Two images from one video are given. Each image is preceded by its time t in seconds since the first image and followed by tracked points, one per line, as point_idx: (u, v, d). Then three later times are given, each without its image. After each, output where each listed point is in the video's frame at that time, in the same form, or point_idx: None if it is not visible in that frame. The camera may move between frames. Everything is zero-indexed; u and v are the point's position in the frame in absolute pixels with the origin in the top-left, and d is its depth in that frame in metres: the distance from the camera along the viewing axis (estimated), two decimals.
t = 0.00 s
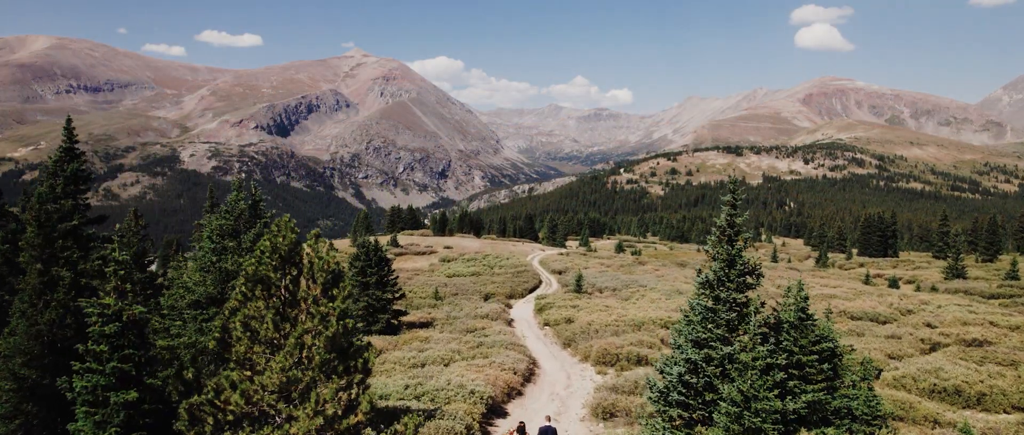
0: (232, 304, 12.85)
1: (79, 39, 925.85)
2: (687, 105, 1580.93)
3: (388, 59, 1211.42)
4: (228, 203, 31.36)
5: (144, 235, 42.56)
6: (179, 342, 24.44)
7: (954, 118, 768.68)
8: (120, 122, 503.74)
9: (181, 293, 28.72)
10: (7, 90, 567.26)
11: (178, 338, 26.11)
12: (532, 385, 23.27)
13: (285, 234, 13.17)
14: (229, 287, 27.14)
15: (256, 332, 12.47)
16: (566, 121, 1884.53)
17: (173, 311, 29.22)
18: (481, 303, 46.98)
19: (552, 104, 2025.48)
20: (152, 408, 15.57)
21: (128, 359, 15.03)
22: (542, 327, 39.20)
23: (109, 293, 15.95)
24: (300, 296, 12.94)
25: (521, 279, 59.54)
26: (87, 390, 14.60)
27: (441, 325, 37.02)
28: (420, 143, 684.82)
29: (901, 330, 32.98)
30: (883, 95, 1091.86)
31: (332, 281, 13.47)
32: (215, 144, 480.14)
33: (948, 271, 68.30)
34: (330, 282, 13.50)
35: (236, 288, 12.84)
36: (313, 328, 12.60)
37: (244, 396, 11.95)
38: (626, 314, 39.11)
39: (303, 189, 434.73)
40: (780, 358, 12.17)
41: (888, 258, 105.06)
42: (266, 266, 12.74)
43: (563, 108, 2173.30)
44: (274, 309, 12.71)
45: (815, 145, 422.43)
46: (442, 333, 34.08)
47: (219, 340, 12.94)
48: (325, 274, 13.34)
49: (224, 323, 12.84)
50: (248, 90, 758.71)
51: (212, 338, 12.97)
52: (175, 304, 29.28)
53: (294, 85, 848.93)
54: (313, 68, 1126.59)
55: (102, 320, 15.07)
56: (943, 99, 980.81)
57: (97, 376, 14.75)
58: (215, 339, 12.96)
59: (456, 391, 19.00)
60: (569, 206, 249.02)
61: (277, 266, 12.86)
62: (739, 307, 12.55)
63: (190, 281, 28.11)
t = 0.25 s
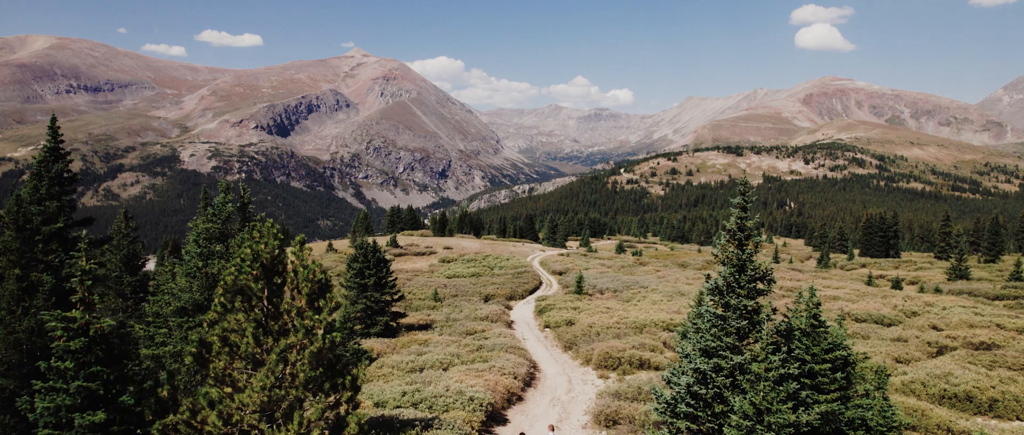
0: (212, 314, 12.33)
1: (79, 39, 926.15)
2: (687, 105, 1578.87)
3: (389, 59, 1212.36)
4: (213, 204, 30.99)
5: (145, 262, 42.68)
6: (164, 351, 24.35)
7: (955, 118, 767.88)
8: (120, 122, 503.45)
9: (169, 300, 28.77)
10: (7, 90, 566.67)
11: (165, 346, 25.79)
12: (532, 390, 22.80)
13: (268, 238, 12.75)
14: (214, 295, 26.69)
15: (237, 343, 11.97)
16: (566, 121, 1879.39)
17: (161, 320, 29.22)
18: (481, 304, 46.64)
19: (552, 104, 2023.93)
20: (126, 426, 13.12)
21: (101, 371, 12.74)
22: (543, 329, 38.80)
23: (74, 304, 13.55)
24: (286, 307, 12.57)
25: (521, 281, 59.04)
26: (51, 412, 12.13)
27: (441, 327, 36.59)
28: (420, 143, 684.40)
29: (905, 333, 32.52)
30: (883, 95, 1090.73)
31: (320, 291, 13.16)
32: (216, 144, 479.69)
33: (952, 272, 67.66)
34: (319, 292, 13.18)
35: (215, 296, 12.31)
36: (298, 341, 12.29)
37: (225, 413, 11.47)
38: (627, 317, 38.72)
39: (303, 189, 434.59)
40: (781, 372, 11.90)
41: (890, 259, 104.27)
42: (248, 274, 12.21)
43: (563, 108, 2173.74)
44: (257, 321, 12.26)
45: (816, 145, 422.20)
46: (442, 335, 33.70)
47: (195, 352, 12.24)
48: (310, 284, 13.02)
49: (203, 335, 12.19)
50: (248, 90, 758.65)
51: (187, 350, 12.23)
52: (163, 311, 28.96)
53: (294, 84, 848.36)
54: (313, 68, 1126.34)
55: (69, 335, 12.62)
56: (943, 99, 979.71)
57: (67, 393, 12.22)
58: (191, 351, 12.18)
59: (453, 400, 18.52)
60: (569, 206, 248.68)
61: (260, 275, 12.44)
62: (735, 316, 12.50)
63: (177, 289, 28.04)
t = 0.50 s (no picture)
0: (189, 326, 11.59)
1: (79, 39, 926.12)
2: (687, 105, 1578.78)
3: (389, 60, 1212.03)
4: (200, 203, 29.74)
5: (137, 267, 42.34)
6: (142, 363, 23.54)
7: (955, 118, 767.90)
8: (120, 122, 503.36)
9: (154, 307, 27.96)
10: (6, 90, 565.86)
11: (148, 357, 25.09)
12: (533, 395, 22.28)
13: (250, 237, 11.99)
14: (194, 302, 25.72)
15: (214, 359, 11.29)
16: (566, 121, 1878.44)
17: (144, 328, 28.37)
18: (481, 306, 46.11)
19: (552, 104, 2023.93)
20: None
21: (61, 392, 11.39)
22: (543, 332, 38.34)
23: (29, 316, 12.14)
24: (268, 320, 11.80)
25: (521, 282, 58.49)
26: None
27: (440, 330, 36.09)
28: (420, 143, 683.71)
29: (911, 336, 32.09)
30: (883, 95, 1090.30)
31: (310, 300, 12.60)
32: (215, 144, 479.27)
33: (955, 274, 67.13)
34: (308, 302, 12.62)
35: (191, 309, 11.58)
36: (279, 357, 11.57)
37: (203, 434, 10.77)
38: (629, 319, 38.26)
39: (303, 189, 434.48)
40: (792, 386, 11.53)
41: (892, 260, 103.60)
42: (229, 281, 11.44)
43: (563, 108, 2175.02)
44: (238, 334, 11.51)
45: (816, 145, 421.89)
46: (441, 338, 33.10)
47: (169, 368, 11.44)
48: (293, 293, 12.23)
49: (180, 347, 11.40)
50: (248, 90, 758.72)
51: (160, 367, 11.49)
52: (149, 318, 28.23)
53: (294, 85, 847.64)
54: (313, 68, 1125.90)
55: (24, 356, 11.46)
56: (943, 100, 980.02)
57: (21, 417, 11.06)
58: (162, 370, 11.41)
59: (453, 407, 18.03)
60: (570, 206, 248.25)
61: (239, 282, 11.64)
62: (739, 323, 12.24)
63: (163, 295, 27.24)
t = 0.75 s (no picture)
0: (156, 345, 10.96)
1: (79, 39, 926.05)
2: (687, 106, 1579.20)
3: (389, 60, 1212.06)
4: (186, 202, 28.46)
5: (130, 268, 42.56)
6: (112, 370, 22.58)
7: (955, 118, 768.33)
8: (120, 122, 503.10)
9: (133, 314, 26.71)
10: (6, 90, 565.58)
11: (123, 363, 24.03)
12: (533, 401, 21.80)
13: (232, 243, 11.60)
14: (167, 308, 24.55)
15: (184, 380, 10.84)
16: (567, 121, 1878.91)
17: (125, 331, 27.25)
18: (481, 307, 45.68)
19: (552, 104, 2024.11)
20: None
21: (11, 417, 10.65)
22: (544, 334, 37.92)
23: None
24: (245, 338, 11.26)
25: (521, 283, 57.92)
26: None
27: (439, 333, 35.50)
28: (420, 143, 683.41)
29: (918, 339, 31.59)
30: (883, 95, 1090.81)
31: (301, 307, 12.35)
32: (216, 144, 478.99)
33: (958, 275, 66.66)
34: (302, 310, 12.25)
35: (162, 322, 11.08)
36: (258, 379, 11.00)
37: None
38: (633, 321, 37.79)
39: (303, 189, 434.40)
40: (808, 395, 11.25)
41: (894, 261, 103.01)
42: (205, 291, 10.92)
43: (563, 108, 2174.93)
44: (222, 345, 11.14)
45: (816, 145, 421.61)
46: (440, 341, 32.70)
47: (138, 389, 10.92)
48: (272, 310, 11.71)
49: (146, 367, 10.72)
50: (248, 90, 758.32)
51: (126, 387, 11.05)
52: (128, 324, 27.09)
53: (294, 85, 847.22)
54: (313, 68, 1125.82)
55: None
56: (943, 100, 980.31)
57: None
58: (127, 396, 10.90)
59: (452, 415, 17.62)
60: (570, 206, 247.81)
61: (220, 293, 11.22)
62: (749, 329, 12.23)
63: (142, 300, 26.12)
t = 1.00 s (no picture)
0: (115, 367, 10.30)
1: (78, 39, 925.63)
2: (687, 106, 1579.70)
3: (389, 60, 1211.34)
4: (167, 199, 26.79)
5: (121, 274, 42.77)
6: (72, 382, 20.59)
7: (955, 118, 768.41)
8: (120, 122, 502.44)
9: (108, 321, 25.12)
10: (6, 90, 565.78)
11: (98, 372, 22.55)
12: (534, 407, 21.28)
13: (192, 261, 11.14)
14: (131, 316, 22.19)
15: (147, 406, 10.14)
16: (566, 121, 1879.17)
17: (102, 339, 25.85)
18: (480, 309, 45.11)
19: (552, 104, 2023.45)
20: None
21: None
22: (545, 336, 37.40)
23: None
24: (206, 367, 10.68)
25: (522, 284, 57.37)
26: None
27: (438, 336, 35.01)
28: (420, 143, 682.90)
29: (926, 342, 31.00)
30: (883, 95, 1091.05)
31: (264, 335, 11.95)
32: (216, 144, 478.48)
33: (962, 276, 66.06)
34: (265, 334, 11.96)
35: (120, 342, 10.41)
36: (231, 406, 10.43)
37: None
38: (635, 324, 37.27)
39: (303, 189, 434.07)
40: (825, 409, 10.78)
41: (896, 261, 102.38)
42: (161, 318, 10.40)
43: (563, 108, 2174.50)
44: (184, 370, 10.65)
45: (816, 145, 421.28)
46: (440, 344, 32.12)
47: (100, 411, 10.36)
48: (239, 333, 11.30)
49: (92, 397, 10.12)
50: (248, 90, 757.98)
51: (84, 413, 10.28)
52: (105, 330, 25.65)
53: (294, 85, 847.10)
54: (312, 68, 1125.62)
55: None
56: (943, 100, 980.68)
57: None
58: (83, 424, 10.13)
59: (449, 424, 17.15)
60: (570, 206, 247.27)
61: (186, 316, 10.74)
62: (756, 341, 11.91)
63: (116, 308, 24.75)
